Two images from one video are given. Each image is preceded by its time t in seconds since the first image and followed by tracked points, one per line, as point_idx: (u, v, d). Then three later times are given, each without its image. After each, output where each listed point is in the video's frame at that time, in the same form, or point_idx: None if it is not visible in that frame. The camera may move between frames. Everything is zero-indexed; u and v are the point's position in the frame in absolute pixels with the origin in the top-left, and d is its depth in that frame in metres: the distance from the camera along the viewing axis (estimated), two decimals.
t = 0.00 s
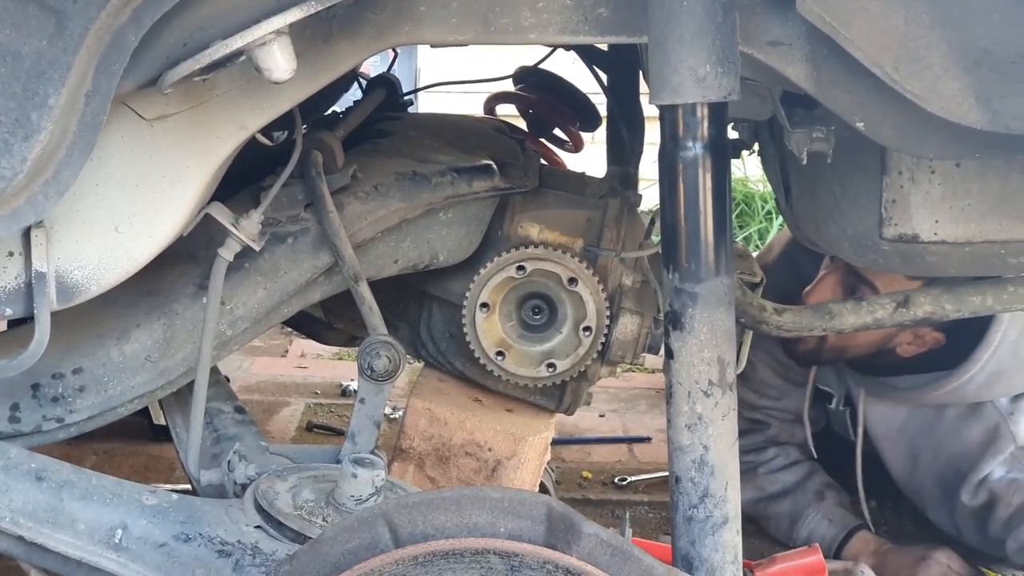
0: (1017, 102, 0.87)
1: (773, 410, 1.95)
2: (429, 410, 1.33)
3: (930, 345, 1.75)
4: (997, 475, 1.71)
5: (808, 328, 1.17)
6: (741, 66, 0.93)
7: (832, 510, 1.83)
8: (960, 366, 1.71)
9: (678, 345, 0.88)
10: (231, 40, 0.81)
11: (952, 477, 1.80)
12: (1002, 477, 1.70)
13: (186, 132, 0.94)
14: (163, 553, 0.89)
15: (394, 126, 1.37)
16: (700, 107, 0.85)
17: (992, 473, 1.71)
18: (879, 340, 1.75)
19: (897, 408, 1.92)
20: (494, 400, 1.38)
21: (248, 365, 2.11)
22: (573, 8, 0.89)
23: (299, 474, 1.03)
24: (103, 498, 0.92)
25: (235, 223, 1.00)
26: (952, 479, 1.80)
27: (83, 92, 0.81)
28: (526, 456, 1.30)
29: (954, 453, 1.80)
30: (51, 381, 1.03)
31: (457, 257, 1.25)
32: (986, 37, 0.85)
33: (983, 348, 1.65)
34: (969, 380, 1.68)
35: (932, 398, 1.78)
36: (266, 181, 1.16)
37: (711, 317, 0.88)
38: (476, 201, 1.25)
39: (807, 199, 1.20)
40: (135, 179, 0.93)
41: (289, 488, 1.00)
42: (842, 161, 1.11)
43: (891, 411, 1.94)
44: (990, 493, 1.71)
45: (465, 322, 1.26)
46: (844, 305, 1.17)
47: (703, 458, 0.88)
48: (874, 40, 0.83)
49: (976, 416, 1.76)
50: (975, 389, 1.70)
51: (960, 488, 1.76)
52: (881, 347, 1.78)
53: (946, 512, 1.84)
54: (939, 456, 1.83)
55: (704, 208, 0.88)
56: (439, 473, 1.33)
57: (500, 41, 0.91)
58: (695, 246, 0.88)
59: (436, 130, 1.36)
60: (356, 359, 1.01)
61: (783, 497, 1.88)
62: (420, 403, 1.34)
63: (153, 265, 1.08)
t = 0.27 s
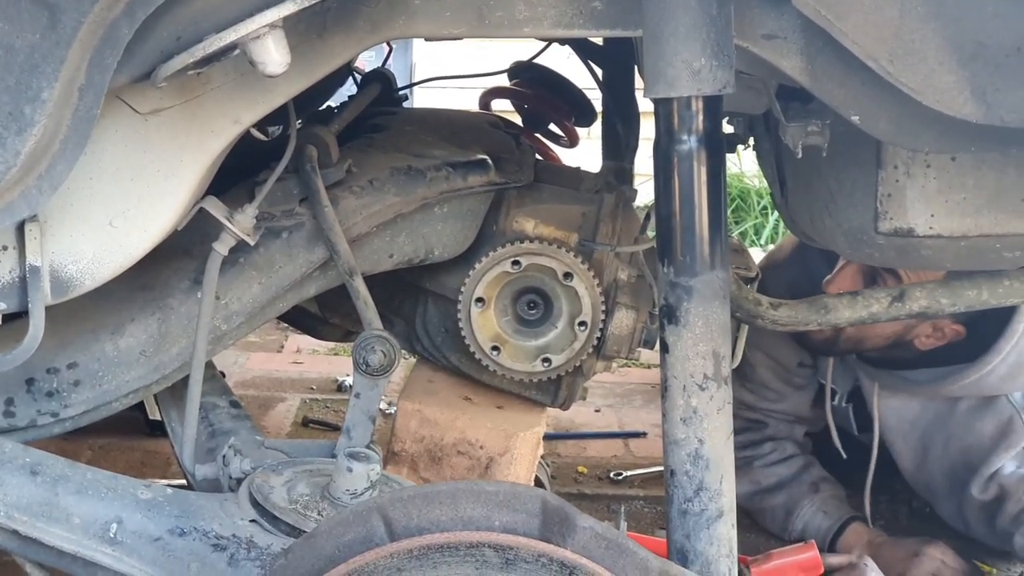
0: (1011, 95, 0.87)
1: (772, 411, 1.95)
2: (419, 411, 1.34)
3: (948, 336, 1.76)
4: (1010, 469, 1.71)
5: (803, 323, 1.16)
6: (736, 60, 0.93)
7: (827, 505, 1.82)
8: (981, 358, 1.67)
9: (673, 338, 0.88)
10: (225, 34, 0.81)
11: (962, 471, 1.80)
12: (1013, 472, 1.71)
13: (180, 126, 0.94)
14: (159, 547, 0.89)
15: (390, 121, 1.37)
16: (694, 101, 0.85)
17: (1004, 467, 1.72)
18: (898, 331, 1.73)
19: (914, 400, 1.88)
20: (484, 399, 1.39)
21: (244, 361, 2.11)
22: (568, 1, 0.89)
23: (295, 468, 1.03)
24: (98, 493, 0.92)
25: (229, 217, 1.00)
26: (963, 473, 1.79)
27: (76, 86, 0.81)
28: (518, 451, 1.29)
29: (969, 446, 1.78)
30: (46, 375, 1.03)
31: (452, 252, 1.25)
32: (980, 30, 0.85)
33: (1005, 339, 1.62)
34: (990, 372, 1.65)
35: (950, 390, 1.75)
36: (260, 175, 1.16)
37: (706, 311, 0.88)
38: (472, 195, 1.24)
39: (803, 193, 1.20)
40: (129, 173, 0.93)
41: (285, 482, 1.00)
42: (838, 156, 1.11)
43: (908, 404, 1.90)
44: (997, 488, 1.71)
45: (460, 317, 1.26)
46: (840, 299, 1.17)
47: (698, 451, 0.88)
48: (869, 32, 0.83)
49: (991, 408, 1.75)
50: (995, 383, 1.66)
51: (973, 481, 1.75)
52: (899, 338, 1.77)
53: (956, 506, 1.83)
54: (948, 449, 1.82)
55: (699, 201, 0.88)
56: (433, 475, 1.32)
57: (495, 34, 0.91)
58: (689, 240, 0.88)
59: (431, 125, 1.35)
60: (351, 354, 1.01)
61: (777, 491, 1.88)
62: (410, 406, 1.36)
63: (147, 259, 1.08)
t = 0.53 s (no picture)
0: (1002, 88, 0.87)
1: (764, 405, 1.95)
2: (402, 427, 1.33)
3: (941, 329, 1.74)
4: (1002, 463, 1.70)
5: (796, 317, 1.16)
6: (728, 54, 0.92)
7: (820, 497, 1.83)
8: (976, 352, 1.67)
9: (665, 332, 0.88)
10: (216, 29, 0.80)
11: (956, 464, 1.80)
12: (1006, 466, 1.70)
13: (172, 121, 0.94)
14: (151, 543, 0.89)
15: (382, 116, 1.36)
16: (686, 95, 0.85)
17: (997, 460, 1.71)
18: (893, 325, 1.72)
19: (908, 393, 1.87)
20: (466, 406, 1.40)
21: (238, 357, 2.12)
22: None
23: (287, 464, 1.03)
24: (90, 489, 0.92)
25: (221, 213, 0.99)
26: (957, 466, 1.79)
27: (67, 82, 0.80)
28: (507, 458, 1.31)
29: (963, 439, 1.78)
30: (38, 371, 1.03)
31: (445, 247, 1.25)
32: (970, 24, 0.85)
33: (1000, 331, 1.62)
34: (983, 365, 1.65)
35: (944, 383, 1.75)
36: (253, 171, 1.16)
37: (698, 305, 0.88)
38: (465, 190, 1.24)
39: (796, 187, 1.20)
40: (120, 169, 0.93)
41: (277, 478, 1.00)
42: (831, 151, 1.11)
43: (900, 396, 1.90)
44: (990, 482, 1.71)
45: (453, 312, 1.25)
46: (833, 293, 1.16)
47: (690, 445, 0.88)
48: (860, 26, 0.82)
49: (984, 401, 1.74)
50: (988, 377, 1.67)
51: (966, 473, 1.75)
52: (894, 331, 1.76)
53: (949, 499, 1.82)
54: (940, 444, 1.82)
55: (691, 195, 0.88)
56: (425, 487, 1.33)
57: (486, 29, 0.90)
58: (682, 234, 0.88)
59: (424, 120, 1.35)
60: (344, 349, 1.01)
61: (771, 485, 1.88)
62: (391, 423, 1.34)
63: (139, 254, 1.08)
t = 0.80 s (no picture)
0: (995, 83, 0.87)
1: (758, 400, 1.94)
2: (396, 434, 1.39)
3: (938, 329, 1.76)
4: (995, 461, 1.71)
5: (789, 312, 1.16)
6: (720, 47, 0.92)
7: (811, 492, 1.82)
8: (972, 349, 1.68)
9: (657, 325, 0.88)
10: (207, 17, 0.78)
11: (949, 459, 1.80)
12: (1000, 462, 1.72)
13: (162, 112, 0.93)
14: (140, 534, 0.89)
15: (375, 108, 1.36)
16: (679, 87, 0.85)
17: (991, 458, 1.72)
18: (893, 323, 1.72)
19: (902, 391, 1.87)
20: (459, 416, 1.46)
21: (230, 350, 2.11)
22: None
23: (276, 456, 1.03)
24: (78, 480, 0.92)
25: (212, 203, 0.99)
26: (950, 461, 1.80)
27: (57, 69, 0.79)
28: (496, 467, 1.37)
29: (956, 437, 1.78)
30: (27, 362, 1.03)
31: (438, 240, 1.24)
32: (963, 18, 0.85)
33: (997, 329, 1.63)
34: (980, 363, 1.66)
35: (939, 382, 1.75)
36: (244, 162, 1.15)
37: (690, 298, 0.87)
38: (457, 183, 1.23)
39: (790, 181, 1.20)
40: (110, 159, 0.92)
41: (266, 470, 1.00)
42: (824, 146, 1.11)
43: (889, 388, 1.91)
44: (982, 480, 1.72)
45: (445, 305, 1.25)
46: (825, 288, 1.17)
47: (681, 439, 0.87)
48: (853, 20, 0.82)
49: (977, 398, 1.74)
50: (984, 372, 1.68)
51: (960, 470, 1.75)
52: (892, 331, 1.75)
53: (942, 497, 1.83)
54: (934, 440, 1.82)
55: (683, 188, 0.87)
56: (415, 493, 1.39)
57: (478, 20, 0.90)
58: (673, 227, 0.88)
59: (418, 112, 1.34)
60: (335, 342, 1.00)
61: (763, 481, 1.88)
62: (385, 429, 1.40)
63: (130, 245, 1.07)
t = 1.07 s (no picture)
0: (983, 74, 0.87)
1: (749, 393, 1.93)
2: (385, 441, 1.41)
3: (902, 345, 1.77)
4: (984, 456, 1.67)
5: (777, 304, 1.16)
6: (707, 38, 0.92)
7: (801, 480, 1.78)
8: (954, 371, 1.67)
9: (643, 316, 0.88)
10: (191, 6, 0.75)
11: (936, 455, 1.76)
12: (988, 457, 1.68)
13: (147, 102, 0.92)
14: (124, 526, 0.88)
15: (363, 100, 1.36)
16: (665, 77, 0.84)
17: (979, 452, 1.68)
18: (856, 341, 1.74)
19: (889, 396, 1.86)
20: (449, 425, 1.49)
21: (220, 343, 2.11)
22: None
23: (262, 448, 1.03)
24: (62, 472, 0.91)
25: (198, 194, 0.98)
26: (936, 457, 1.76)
27: (40, 58, 0.76)
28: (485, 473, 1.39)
29: (947, 434, 1.75)
30: (12, 354, 1.02)
31: (425, 232, 1.24)
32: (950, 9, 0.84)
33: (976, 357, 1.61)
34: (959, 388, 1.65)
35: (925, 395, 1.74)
36: (230, 154, 1.15)
37: (676, 288, 0.87)
38: (445, 175, 1.23)
39: (777, 173, 1.20)
40: (94, 149, 0.91)
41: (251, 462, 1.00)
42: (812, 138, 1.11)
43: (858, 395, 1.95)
44: (969, 475, 1.68)
45: (433, 297, 1.24)
46: (814, 280, 1.16)
47: (667, 430, 0.87)
48: (840, 10, 0.82)
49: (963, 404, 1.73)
50: (966, 393, 1.67)
51: (948, 463, 1.71)
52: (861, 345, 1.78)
53: (929, 492, 1.79)
54: (920, 440, 1.80)
55: (669, 179, 0.87)
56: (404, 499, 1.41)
57: (464, 10, 0.89)
58: (659, 217, 0.88)
59: (406, 104, 1.34)
60: (322, 333, 0.99)
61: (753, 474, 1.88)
62: (374, 436, 1.42)
63: (115, 236, 1.07)
